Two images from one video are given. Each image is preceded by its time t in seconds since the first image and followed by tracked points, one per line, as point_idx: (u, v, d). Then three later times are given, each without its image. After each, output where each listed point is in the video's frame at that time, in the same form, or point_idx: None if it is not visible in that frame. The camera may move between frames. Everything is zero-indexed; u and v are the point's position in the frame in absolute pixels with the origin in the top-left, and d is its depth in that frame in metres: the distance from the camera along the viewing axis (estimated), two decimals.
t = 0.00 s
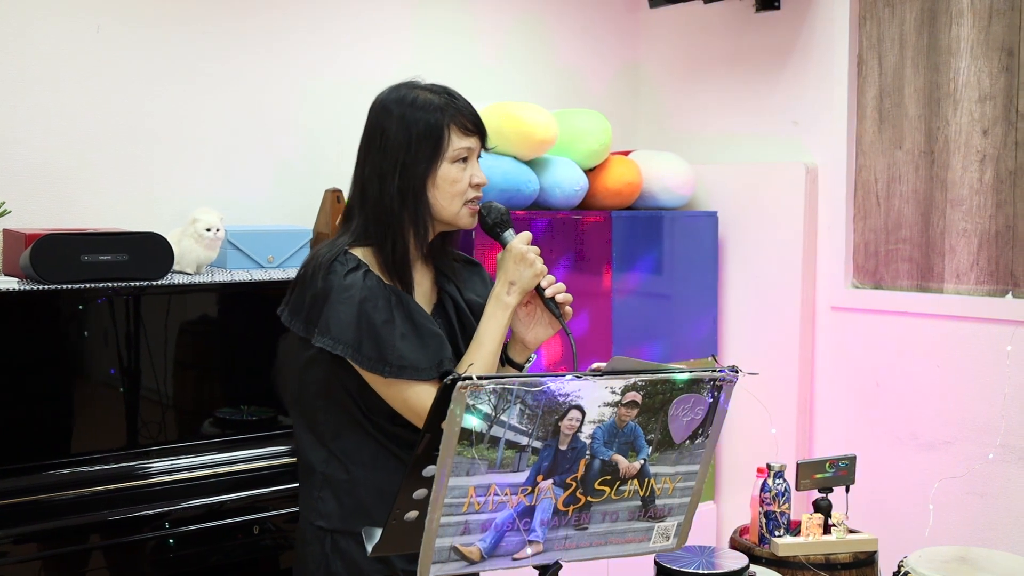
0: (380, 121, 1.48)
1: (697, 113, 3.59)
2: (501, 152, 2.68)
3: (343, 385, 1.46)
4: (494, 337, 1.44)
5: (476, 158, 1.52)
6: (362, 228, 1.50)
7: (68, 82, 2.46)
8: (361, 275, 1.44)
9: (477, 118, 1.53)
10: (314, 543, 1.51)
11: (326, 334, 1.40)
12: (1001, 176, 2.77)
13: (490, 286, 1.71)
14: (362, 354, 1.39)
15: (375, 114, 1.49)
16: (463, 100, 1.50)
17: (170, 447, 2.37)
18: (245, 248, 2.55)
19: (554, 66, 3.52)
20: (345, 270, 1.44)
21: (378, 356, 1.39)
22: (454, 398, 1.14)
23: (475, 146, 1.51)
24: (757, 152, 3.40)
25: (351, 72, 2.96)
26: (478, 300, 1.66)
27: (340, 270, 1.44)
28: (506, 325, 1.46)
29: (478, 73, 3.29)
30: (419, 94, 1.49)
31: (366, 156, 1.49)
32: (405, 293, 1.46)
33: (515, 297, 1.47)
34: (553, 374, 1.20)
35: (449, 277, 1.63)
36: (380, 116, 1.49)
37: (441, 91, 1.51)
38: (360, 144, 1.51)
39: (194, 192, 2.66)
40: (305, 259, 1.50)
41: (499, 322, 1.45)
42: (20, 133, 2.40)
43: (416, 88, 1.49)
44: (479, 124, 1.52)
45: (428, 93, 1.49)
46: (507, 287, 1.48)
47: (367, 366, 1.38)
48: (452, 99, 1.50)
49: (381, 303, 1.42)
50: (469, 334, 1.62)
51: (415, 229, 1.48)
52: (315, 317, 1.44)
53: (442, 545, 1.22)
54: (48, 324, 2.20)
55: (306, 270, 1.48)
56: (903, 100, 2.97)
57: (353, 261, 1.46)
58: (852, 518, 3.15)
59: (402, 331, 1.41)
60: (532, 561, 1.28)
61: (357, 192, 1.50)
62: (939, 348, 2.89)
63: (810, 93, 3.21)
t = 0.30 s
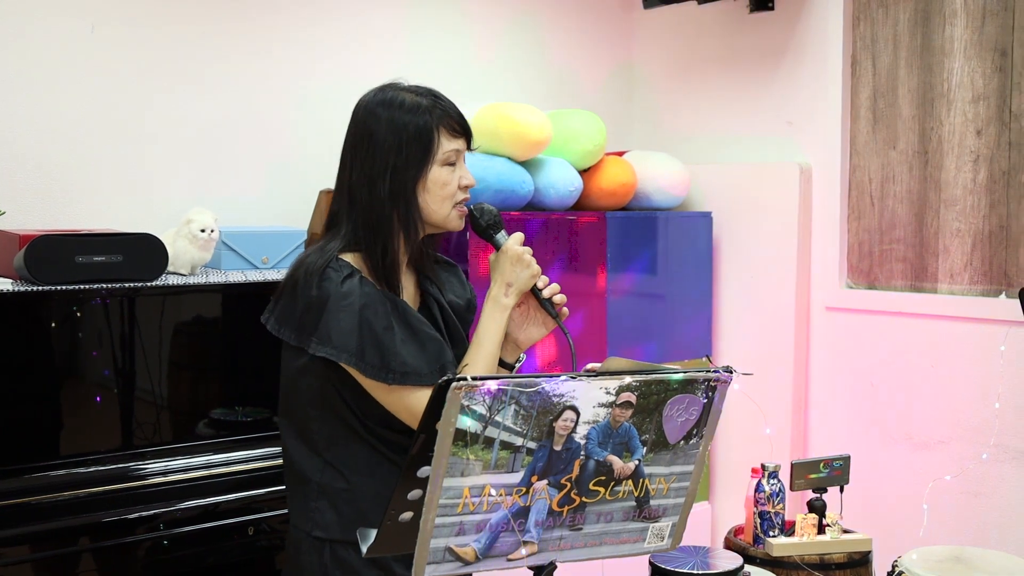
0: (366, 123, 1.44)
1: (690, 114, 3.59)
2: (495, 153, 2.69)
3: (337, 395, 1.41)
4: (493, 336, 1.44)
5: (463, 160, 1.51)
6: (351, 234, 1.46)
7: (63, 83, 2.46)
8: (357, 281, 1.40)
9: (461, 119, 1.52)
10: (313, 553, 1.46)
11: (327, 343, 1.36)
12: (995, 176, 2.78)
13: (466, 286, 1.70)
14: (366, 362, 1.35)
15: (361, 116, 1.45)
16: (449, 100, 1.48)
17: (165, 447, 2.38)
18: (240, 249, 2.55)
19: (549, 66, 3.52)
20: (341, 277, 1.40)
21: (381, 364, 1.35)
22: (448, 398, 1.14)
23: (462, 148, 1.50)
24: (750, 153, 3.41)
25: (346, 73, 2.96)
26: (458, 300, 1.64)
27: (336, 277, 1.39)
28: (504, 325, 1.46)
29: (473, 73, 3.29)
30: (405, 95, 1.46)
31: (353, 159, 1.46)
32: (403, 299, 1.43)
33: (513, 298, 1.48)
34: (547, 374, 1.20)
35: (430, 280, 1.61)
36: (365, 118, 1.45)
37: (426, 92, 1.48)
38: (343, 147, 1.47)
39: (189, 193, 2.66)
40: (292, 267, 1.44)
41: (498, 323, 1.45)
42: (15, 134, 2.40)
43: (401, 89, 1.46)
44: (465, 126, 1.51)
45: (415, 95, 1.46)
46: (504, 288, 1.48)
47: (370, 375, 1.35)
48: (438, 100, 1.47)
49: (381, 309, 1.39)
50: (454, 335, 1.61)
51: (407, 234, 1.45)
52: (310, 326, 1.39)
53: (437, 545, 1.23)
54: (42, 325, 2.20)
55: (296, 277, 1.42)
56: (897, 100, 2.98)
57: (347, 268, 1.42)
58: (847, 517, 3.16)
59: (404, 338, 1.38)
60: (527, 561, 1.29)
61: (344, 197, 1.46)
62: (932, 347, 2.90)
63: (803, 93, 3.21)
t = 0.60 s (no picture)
0: (371, 127, 1.48)
1: (685, 117, 3.68)
2: (497, 156, 2.77)
3: (351, 394, 1.46)
4: (500, 332, 1.53)
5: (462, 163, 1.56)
6: (356, 236, 1.50)
7: (79, 89, 2.53)
8: (369, 283, 1.45)
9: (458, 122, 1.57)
10: (329, 551, 1.49)
11: (345, 345, 1.41)
12: (980, 179, 2.88)
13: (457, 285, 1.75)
14: (383, 362, 1.41)
15: (364, 120, 1.49)
16: (448, 104, 1.54)
17: (178, 441, 2.46)
18: (248, 249, 2.63)
19: (547, 72, 3.60)
20: (353, 279, 1.44)
21: (396, 363, 1.41)
22: (452, 394, 1.22)
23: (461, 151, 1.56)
24: (743, 156, 3.49)
25: (350, 78, 3.04)
26: (453, 299, 1.70)
27: (348, 279, 1.44)
28: (509, 321, 1.55)
29: (474, 77, 3.37)
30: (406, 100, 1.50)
31: (357, 163, 1.50)
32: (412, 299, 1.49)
33: (518, 295, 1.57)
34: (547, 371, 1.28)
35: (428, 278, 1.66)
36: (368, 123, 1.50)
37: (425, 96, 1.53)
38: (346, 151, 1.51)
39: (199, 195, 2.73)
40: (300, 270, 1.47)
41: (505, 319, 1.54)
42: (32, 139, 2.47)
43: (402, 94, 1.51)
44: (463, 129, 1.57)
45: (416, 99, 1.50)
46: (508, 287, 1.57)
47: (387, 374, 1.40)
48: (437, 105, 1.53)
49: (394, 310, 1.45)
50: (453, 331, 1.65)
51: (412, 235, 1.50)
52: (324, 328, 1.44)
53: (440, 536, 1.32)
54: (60, 324, 2.28)
55: (306, 281, 1.46)
56: (886, 105, 3.08)
57: (356, 269, 1.46)
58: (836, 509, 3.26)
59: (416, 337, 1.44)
60: (528, 551, 1.38)
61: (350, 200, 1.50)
62: (919, 344, 3.00)
63: (795, 99, 3.30)
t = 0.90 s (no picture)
0: (363, 132, 1.50)
1: (680, 120, 3.72)
2: (494, 158, 2.82)
3: (356, 393, 1.46)
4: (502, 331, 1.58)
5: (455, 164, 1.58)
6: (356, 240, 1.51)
7: (81, 92, 2.57)
8: (375, 283, 1.47)
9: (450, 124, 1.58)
10: (330, 550, 1.49)
11: (353, 344, 1.41)
12: (969, 181, 2.93)
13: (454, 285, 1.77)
14: (392, 360, 1.41)
15: (356, 125, 1.51)
16: (439, 107, 1.55)
17: (181, 439, 2.50)
18: (249, 249, 2.67)
19: (544, 74, 3.64)
20: (359, 279, 1.46)
21: (404, 362, 1.42)
22: (451, 392, 1.24)
23: (454, 153, 1.57)
24: (737, 158, 3.54)
25: (349, 80, 3.08)
26: (452, 297, 1.73)
27: (355, 279, 1.45)
28: (510, 320, 1.60)
29: (471, 79, 3.41)
30: (396, 105, 1.52)
31: (351, 168, 1.51)
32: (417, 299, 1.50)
33: (518, 295, 1.61)
34: (544, 370, 1.30)
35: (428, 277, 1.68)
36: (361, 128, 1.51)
37: (416, 100, 1.54)
38: (340, 156, 1.53)
39: (201, 196, 2.77)
40: (304, 272, 1.48)
41: (506, 319, 1.59)
42: (35, 141, 2.51)
43: (392, 99, 1.52)
44: (455, 131, 1.58)
45: (406, 104, 1.52)
46: (508, 286, 1.62)
47: (395, 373, 1.41)
48: (428, 108, 1.54)
49: (400, 309, 1.46)
50: (454, 330, 1.68)
51: (407, 237, 1.51)
52: (331, 328, 1.44)
53: (439, 532, 1.34)
54: (64, 324, 2.32)
55: (312, 283, 1.46)
56: (877, 108, 3.12)
57: (360, 271, 1.47)
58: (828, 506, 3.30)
59: (423, 336, 1.45)
60: (525, 547, 1.40)
61: (347, 206, 1.52)
62: (910, 343, 3.05)
63: (787, 102, 3.35)
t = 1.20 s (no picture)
0: (352, 137, 1.53)
1: (672, 122, 3.77)
2: (490, 160, 2.86)
3: (357, 393, 1.48)
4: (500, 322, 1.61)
5: (448, 162, 1.60)
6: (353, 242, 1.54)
7: (81, 95, 2.60)
8: (375, 280, 1.49)
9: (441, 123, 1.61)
10: (325, 546, 1.52)
11: (355, 339, 1.43)
12: (957, 182, 2.98)
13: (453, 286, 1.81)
14: (393, 354, 1.44)
15: (345, 131, 1.54)
16: (428, 108, 1.57)
17: (181, 437, 2.54)
18: (249, 250, 2.71)
19: (538, 77, 3.69)
20: (359, 276, 1.49)
21: (406, 356, 1.44)
22: (447, 391, 1.26)
23: (446, 151, 1.60)
24: (728, 161, 3.59)
25: (345, 83, 3.12)
26: (450, 295, 1.76)
27: (355, 277, 1.49)
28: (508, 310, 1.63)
29: (466, 81, 3.45)
30: (384, 108, 1.54)
31: (344, 172, 1.54)
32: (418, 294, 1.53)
33: (515, 286, 1.64)
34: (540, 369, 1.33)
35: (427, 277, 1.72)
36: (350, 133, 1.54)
37: (404, 102, 1.57)
38: (332, 162, 1.56)
39: (200, 198, 2.81)
40: (304, 274, 1.52)
41: (504, 310, 1.62)
42: (36, 144, 2.54)
43: (380, 103, 1.55)
44: (446, 129, 1.60)
45: (393, 106, 1.55)
46: (504, 277, 1.64)
47: (397, 367, 1.43)
48: (416, 109, 1.56)
49: (401, 303, 1.48)
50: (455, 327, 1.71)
51: (402, 236, 1.54)
52: (333, 326, 1.47)
53: (436, 528, 1.36)
54: (65, 323, 2.36)
55: (314, 283, 1.50)
56: (866, 111, 3.18)
57: (360, 270, 1.50)
58: (818, 502, 3.35)
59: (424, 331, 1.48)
60: (520, 543, 1.43)
61: (343, 209, 1.54)
62: (899, 342, 3.11)
63: (777, 106, 3.40)
